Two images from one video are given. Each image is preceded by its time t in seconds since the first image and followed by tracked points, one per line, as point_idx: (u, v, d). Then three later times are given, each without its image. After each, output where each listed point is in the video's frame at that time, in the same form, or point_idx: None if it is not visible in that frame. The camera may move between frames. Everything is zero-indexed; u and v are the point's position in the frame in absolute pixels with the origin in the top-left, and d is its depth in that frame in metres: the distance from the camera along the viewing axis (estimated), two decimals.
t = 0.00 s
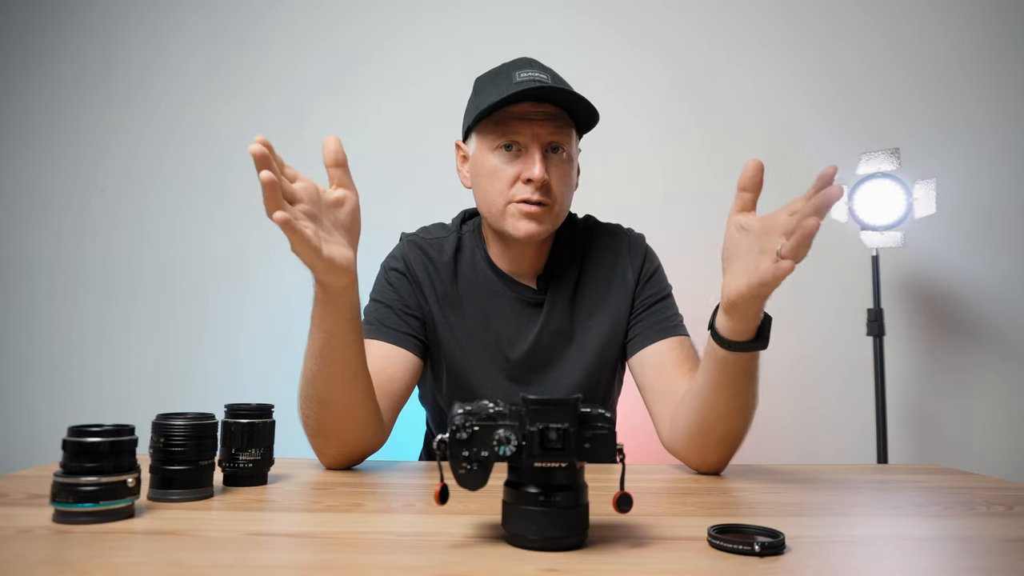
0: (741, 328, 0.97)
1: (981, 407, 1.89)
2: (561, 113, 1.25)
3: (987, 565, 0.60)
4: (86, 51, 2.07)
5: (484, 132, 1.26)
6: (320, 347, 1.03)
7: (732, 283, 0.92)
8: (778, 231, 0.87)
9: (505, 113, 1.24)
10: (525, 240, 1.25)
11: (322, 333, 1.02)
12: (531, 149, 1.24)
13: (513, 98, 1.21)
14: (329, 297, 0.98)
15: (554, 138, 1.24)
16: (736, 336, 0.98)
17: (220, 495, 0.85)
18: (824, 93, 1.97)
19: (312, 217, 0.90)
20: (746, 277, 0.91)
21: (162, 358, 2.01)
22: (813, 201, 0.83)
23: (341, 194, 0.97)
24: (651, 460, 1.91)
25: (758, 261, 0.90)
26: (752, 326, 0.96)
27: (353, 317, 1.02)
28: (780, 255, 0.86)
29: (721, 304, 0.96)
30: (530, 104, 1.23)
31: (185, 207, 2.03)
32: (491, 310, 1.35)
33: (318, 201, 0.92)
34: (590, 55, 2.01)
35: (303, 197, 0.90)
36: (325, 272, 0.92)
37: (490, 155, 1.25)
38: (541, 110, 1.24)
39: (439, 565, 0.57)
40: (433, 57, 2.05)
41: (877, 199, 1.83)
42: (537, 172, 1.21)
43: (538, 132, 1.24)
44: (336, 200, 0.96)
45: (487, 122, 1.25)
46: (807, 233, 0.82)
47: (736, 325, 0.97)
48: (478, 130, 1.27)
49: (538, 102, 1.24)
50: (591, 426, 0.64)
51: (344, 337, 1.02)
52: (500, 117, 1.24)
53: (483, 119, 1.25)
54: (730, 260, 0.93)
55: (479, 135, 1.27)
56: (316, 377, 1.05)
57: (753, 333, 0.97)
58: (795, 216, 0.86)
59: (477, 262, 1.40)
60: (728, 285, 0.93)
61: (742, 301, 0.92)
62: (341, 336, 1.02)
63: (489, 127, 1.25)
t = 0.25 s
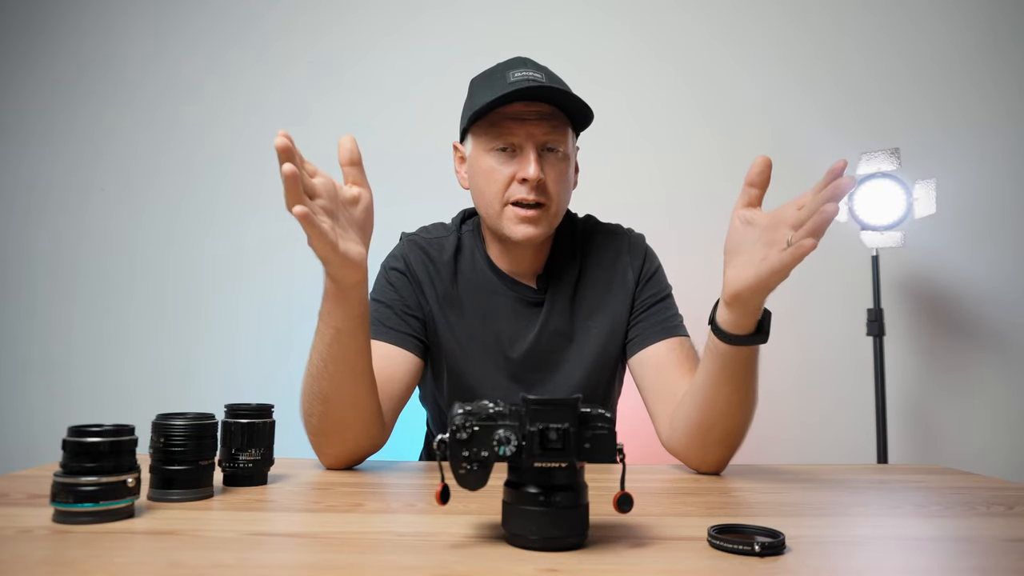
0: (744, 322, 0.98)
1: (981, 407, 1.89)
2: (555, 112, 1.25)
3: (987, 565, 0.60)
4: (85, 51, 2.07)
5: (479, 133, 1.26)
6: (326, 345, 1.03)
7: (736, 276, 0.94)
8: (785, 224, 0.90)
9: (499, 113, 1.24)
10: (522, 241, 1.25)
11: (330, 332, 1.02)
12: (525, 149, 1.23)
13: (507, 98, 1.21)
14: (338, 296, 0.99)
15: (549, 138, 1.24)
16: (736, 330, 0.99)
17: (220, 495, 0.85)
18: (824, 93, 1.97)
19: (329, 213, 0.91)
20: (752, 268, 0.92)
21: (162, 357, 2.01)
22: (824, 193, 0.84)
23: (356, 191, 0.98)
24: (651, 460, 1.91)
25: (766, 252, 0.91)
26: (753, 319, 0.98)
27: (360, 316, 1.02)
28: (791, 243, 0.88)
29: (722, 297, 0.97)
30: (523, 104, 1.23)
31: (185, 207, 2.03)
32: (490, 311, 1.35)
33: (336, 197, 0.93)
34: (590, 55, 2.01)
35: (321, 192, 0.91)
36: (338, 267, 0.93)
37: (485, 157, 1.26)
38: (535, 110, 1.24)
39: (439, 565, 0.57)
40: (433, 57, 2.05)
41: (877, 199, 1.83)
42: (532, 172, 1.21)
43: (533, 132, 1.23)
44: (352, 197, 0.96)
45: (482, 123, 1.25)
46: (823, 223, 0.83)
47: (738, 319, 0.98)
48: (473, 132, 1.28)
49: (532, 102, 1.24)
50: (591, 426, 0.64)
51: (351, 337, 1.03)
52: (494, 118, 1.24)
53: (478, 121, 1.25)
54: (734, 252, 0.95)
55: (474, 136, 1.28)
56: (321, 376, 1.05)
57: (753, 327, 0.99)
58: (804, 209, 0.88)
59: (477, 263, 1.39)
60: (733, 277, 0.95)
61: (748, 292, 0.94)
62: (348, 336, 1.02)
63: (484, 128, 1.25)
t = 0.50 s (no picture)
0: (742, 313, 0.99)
1: (981, 408, 1.89)
2: (553, 111, 1.25)
3: (986, 565, 0.60)
4: (85, 52, 2.07)
5: (477, 134, 1.27)
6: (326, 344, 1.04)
7: (736, 265, 0.95)
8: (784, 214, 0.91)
9: (497, 113, 1.24)
10: (520, 239, 1.25)
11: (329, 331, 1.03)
12: (523, 148, 1.24)
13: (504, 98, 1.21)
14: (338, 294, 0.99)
15: (546, 137, 1.24)
16: (736, 322, 0.99)
17: (220, 495, 0.85)
18: (824, 94, 1.97)
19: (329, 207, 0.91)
20: (753, 256, 0.93)
21: (162, 357, 2.01)
22: (826, 176, 0.85)
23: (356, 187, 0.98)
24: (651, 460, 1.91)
25: (765, 241, 0.92)
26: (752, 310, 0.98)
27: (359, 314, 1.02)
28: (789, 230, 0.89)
29: (722, 288, 0.98)
30: (519, 104, 1.24)
31: (185, 207, 2.03)
32: (490, 311, 1.35)
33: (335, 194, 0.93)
34: (590, 55, 2.01)
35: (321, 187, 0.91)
36: (337, 262, 0.93)
37: (483, 156, 1.26)
38: (533, 109, 1.24)
39: (438, 565, 0.57)
40: (433, 57, 2.05)
41: (876, 199, 1.83)
42: (529, 171, 1.21)
43: (530, 132, 1.24)
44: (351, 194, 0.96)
45: (479, 124, 1.26)
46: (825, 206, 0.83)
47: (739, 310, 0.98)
48: (471, 133, 1.28)
49: (529, 101, 1.24)
50: (591, 426, 0.64)
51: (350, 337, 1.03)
52: (492, 118, 1.24)
53: (476, 121, 1.26)
54: (734, 244, 0.97)
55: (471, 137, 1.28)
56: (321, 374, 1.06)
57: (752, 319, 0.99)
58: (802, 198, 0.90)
59: (477, 263, 1.40)
60: (732, 267, 0.95)
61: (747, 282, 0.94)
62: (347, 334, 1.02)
63: (482, 129, 1.26)
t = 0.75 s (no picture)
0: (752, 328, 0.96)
1: (980, 407, 1.89)
2: (538, 109, 1.25)
3: (986, 565, 0.60)
4: (85, 52, 2.07)
5: (467, 142, 1.27)
6: (318, 356, 1.01)
7: (756, 283, 0.89)
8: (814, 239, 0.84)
9: (483, 117, 1.24)
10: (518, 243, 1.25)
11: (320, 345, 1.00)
12: (508, 148, 1.23)
13: (486, 100, 1.22)
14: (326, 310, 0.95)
15: (532, 135, 1.24)
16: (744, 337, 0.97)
17: (220, 495, 0.85)
18: (824, 93, 1.97)
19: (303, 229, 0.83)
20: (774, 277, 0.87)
21: (161, 357, 2.01)
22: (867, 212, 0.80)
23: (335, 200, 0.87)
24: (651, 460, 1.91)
25: (789, 265, 0.86)
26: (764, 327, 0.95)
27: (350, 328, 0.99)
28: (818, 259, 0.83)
29: (735, 302, 0.94)
30: (503, 106, 1.24)
31: (185, 207, 2.03)
32: (493, 312, 1.35)
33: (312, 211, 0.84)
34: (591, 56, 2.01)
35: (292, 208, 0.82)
36: (320, 284, 0.88)
37: (473, 162, 1.26)
38: (517, 109, 1.24)
39: (439, 565, 0.57)
40: (433, 57, 2.05)
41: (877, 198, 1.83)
42: (514, 171, 1.21)
43: (516, 131, 1.23)
44: (327, 208, 0.86)
45: (468, 131, 1.27)
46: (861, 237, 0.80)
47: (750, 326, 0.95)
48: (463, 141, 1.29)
49: (512, 102, 1.23)
50: (591, 426, 0.64)
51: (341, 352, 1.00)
52: (479, 122, 1.25)
53: (465, 127, 1.27)
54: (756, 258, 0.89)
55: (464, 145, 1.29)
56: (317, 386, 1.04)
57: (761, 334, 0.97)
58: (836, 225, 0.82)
59: (481, 265, 1.40)
60: (750, 283, 0.90)
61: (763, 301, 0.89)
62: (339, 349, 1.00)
63: (471, 136, 1.26)
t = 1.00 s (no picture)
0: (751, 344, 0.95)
1: (980, 407, 1.89)
2: (526, 115, 1.23)
3: (987, 565, 0.60)
4: (85, 52, 2.07)
5: (461, 152, 1.28)
6: (322, 362, 1.01)
7: (760, 308, 0.86)
8: (827, 282, 0.79)
9: (473, 127, 1.24)
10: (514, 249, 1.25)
11: (324, 352, 1.00)
12: (498, 157, 1.23)
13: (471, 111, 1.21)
14: (331, 320, 0.95)
15: (521, 141, 1.23)
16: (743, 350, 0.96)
17: (220, 495, 0.85)
18: (825, 92, 1.97)
19: (303, 259, 0.84)
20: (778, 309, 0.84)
21: (161, 357, 2.00)
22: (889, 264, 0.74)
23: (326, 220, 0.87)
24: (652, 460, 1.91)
25: (795, 298, 0.82)
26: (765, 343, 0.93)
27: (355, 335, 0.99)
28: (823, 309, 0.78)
29: (739, 318, 0.92)
30: (490, 114, 1.23)
31: (185, 207, 2.03)
32: (496, 312, 1.35)
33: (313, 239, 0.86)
34: (591, 56, 2.01)
35: (290, 241, 0.83)
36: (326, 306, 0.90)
37: (466, 172, 1.26)
38: (504, 117, 1.22)
39: (438, 565, 0.57)
40: (433, 57, 2.05)
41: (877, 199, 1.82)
42: (504, 180, 1.21)
43: (504, 139, 1.23)
44: (322, 229, 0.86)
45: (461, 142, 1.27)
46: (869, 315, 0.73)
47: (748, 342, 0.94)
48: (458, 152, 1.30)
49: (498, 110, 1.22)
50: (591, 426, 0.64)
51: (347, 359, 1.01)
52: (470, 132, 1.25)
53: (458, 137, 1.27)
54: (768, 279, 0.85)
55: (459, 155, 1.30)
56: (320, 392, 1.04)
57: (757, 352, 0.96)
58: (854, 277, 0.76)
59: (484, 265, 1.40)
60: (755, 306, 0.87)
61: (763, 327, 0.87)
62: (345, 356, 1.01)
63: (463, 146, 1.27)
